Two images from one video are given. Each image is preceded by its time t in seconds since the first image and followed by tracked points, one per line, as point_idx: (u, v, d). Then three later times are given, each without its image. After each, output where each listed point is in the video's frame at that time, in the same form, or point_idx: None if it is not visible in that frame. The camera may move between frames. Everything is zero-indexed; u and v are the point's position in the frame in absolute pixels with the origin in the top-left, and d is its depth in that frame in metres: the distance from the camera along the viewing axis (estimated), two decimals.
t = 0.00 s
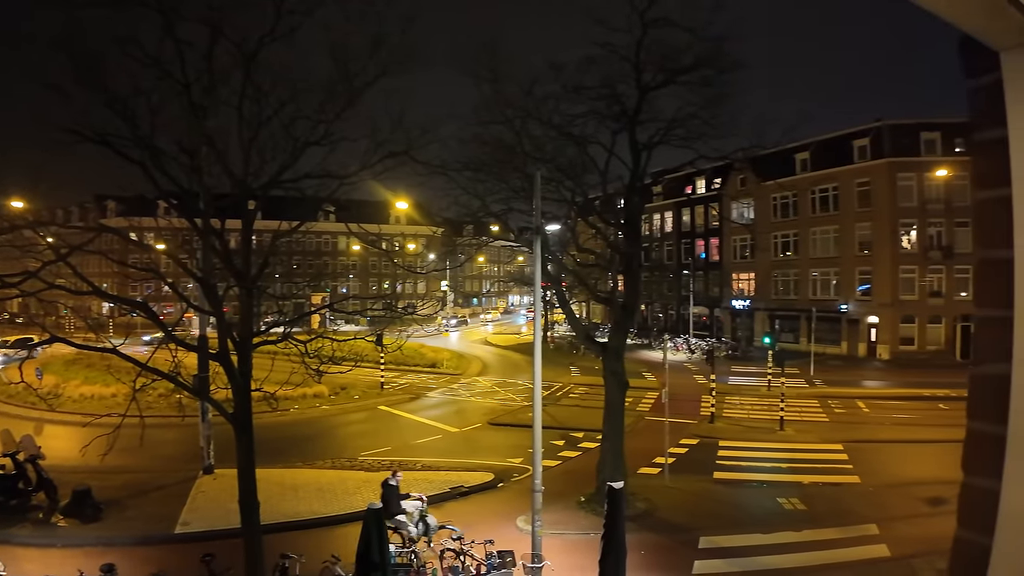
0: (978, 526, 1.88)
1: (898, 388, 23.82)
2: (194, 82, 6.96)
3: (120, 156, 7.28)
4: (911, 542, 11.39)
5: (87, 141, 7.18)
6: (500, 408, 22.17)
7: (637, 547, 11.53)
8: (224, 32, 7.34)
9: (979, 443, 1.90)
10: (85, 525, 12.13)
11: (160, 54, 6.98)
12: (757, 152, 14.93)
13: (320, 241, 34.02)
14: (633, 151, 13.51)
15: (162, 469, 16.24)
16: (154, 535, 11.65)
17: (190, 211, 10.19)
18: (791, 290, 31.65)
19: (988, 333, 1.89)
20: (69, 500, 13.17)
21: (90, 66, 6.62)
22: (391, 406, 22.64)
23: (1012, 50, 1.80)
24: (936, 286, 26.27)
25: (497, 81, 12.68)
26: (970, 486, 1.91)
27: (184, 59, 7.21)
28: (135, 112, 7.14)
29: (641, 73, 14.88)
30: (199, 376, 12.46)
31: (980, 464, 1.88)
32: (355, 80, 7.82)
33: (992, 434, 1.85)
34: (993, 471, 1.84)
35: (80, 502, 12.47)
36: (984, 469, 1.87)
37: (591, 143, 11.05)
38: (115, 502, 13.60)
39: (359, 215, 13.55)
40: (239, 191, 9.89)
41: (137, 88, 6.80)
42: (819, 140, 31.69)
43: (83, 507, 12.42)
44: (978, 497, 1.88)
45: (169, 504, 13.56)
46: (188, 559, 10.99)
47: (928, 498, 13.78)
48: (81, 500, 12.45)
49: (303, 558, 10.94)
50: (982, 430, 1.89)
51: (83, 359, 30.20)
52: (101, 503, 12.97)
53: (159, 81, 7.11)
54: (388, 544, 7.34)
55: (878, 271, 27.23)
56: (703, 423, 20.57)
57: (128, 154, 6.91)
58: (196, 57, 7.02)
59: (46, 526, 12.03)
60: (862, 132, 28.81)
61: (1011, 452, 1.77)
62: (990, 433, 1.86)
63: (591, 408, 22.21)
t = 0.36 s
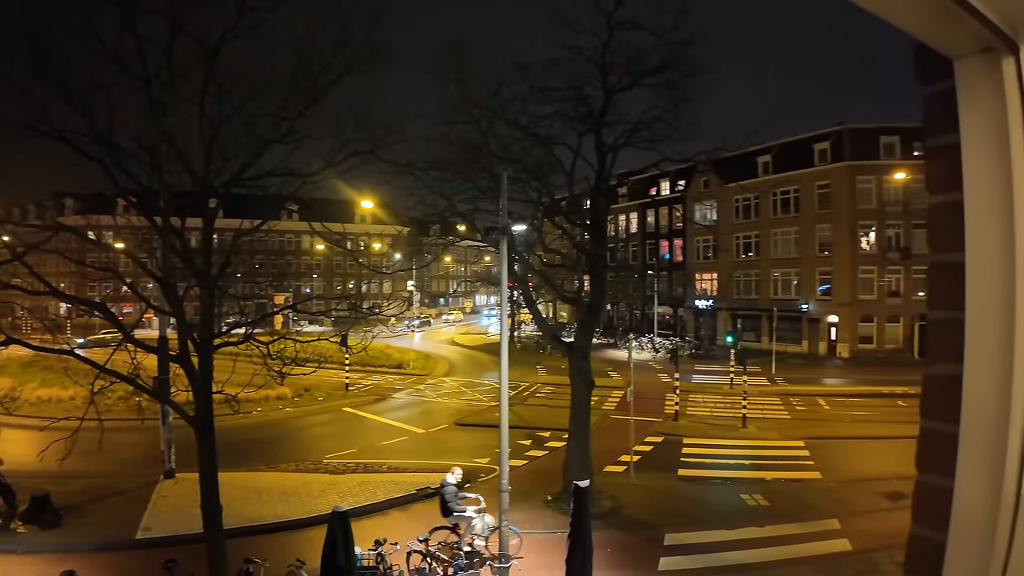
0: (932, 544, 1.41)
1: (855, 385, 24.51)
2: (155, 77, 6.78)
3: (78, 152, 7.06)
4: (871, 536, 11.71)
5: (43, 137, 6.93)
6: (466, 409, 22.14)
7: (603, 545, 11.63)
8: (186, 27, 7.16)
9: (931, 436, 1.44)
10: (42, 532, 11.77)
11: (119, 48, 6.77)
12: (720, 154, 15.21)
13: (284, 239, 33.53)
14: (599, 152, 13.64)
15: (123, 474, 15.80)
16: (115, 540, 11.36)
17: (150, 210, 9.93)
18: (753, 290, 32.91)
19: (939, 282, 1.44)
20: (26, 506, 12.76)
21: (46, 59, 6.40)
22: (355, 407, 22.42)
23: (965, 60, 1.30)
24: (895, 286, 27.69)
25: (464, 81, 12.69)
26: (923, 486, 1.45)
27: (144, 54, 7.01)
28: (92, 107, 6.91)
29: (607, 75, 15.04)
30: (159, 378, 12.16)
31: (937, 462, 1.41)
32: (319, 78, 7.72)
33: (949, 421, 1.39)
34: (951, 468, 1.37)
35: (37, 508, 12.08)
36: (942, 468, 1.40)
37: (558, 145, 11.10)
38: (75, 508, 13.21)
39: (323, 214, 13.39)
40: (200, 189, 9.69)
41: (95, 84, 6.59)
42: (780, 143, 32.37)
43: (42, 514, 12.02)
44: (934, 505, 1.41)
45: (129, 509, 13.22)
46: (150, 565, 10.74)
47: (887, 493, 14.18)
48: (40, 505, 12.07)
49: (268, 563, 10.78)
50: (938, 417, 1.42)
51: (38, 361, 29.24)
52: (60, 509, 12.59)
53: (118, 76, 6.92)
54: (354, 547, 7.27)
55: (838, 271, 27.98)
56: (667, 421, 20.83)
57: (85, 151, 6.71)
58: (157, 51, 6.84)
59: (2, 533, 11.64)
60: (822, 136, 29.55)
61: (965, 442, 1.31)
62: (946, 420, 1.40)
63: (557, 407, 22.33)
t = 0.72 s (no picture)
0: (893, 536, 1.45)
1: (817, 383, 25.12)
2: (117, 73, 6.55)
3: (36, 148, 6.79)
4: (835, 531, 12.00)
5: None
6: (434, 409, 22.04)
7: (570, 544, 11.68)
8: (148, 21, 6.94)
9: (893, 432, 1.47)
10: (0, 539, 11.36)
11: (81, 42, 6.54)
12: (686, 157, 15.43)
13: (247, 238, 32.82)
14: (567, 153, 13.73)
15: (83, 478, 15.32)
16: (77, 546, 11.05)
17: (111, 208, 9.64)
18: (717, 290, 33.42)
19: (899, 282, 1.48)
20: None
21: None
22: (322, 409, 22.11)
23: (928, 64, 1.32)
24: (856, 286, 28.39)
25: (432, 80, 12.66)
26: (886, 481, 1.48)
27: (106, 48, 6.79)
28: (51, 101, 6.66)
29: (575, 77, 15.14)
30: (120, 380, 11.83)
31: (896, 458, 1.44)
32: (286, 74, 7.57)
33: (908, 416, 1.42)
34: (913, 464, 1.40)
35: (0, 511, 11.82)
36: (903, 462, 1.43)
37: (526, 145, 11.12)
38: (35, 513, 12.81)
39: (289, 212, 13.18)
40: (161, 186, 9.44)
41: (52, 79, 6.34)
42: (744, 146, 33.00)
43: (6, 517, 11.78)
44: (895, 499, 1.45)
45: (89, 515, 12.82)
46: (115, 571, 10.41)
47: (850, 489, 14.54)
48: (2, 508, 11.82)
49: (233, 567, 10.56)
50: (898, 411, 1.46)
51: None
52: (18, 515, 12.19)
53: (78, 70, 6.67)
54: (321, 551, 7.15)
55: (800, 271, 28.66)
56: (634, 420, 21.06)
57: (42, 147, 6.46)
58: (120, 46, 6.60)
59: None
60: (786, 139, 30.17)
61: (926, 441, 1.34)
62: (907, 416, 1.43)
63: (525, 407, 22.38)
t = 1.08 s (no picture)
0: (863, 530, 1.48)
1: (786, 381, 25.59)
2: (85, 68, 6.37)
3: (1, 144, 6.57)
4: (805, 527, 12.24)
5: None
6: (407, 410, 21.89)
7: (544, 543, 11.70)
8: (117, 15, 6.76)
9: (860, 426, 1.50)
10: None
11: (47, 36, 6.33)
12: (658, 158, 15.60)
13: (216, 237, 32.18)
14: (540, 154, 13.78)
15: (48, 482, 14.87)
16: (45, 551, 10.77)
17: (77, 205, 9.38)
18: (688, 290, 33.83)
19: (866, 280, 1.51)
20: None
21: None
22: (292, 411, 21.80)
23: (895, 65, 1.35)
24: (824, 286, 28.97)
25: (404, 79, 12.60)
26: (854, 476, 1.50)
27: (73, 42, 6.58)
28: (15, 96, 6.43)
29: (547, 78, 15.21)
30: (87, 382, 11.51)
31: (865, 451, 1.47)
32: (257, 71, 7.43)
33: (876, 411, 1.45)
34: (880, 457, 1.43)
35: None
36: (870, 456, 1.46)
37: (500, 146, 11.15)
38: None
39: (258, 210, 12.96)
40: (129, 184, 9.21)
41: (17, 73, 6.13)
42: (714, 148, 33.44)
43: None
44: (862, 492, 1.48)
45: (53, 519, 12.46)
46: None
47: (819, 485, 14.85)
48: None
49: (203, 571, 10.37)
50: (866, 406, 1.49)
51: None
52: None
53: (45, 64, 6.47)
54: (294, 554, 7.05)
55: (770, 271, 29.18)
56: (606, 418, 21.20)
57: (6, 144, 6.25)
58: (88, 40, 6.41)
59: None
60: (756, 141, 30.65)
61: (893, 437, 1.36)
62: (876, 410, 1.46)
63: (499, 407, 22.38)
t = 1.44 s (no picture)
0: (848, 526, 1.49)
1: (771, 381, 25.81)
2: (68, 65, 6.25)
3: None
4: (791, 526, 12.34)
5: None
6: (394, 410, 21.81)
7: (532, 542, 11.72)
8: (100, 11, 6.65)
9: (846, 425, 1.52)
10: None
11: (29, 32, 6.22)
12: (644, 159, 15.69)
13: (200, 236, 31.87)
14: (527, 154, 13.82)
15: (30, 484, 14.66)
16: (29, 555, 10.63)
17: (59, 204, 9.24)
18: (674, 290, 34.02)
19: (851, 280, 1.53)
20: None
21: None
22: (278, 411, 21.63)
23: (882, 65, 1.36)
24: (808, 286, 29.22)
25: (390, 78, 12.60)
26: (841, 474, 1.51)
27: (56, 38, 6.47)
28: None
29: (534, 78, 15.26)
30: (71, 384, 11.34)
31: (851, 449, 1.49)
32: (243, 69, 7.36)
33: (861, 409, 1.47)
34: (867, 453, 1.45)
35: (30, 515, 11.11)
36: (856, 454, 1.48)
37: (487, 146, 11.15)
38: None
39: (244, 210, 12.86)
40: (113, 183, 9.10)
41: None
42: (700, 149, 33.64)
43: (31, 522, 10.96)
44: (849, 490, 1.50)
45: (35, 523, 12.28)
46: None
47: (805, 483, 14.98)
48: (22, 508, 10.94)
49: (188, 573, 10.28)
50: (853, 404, 1.50)
51: None
52: None
53: (26, 60, 6.35)
54: (280, 555, 7.00)
55: (754, 271, 29.40)
56: (594, 418, 21.26)
57: None
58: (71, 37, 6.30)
59: None
60: (741, 142, 30.87)
61: (879, 434, 1.38)
62: (861, 409, 1.48)
63: (486, 407, 22.36)
